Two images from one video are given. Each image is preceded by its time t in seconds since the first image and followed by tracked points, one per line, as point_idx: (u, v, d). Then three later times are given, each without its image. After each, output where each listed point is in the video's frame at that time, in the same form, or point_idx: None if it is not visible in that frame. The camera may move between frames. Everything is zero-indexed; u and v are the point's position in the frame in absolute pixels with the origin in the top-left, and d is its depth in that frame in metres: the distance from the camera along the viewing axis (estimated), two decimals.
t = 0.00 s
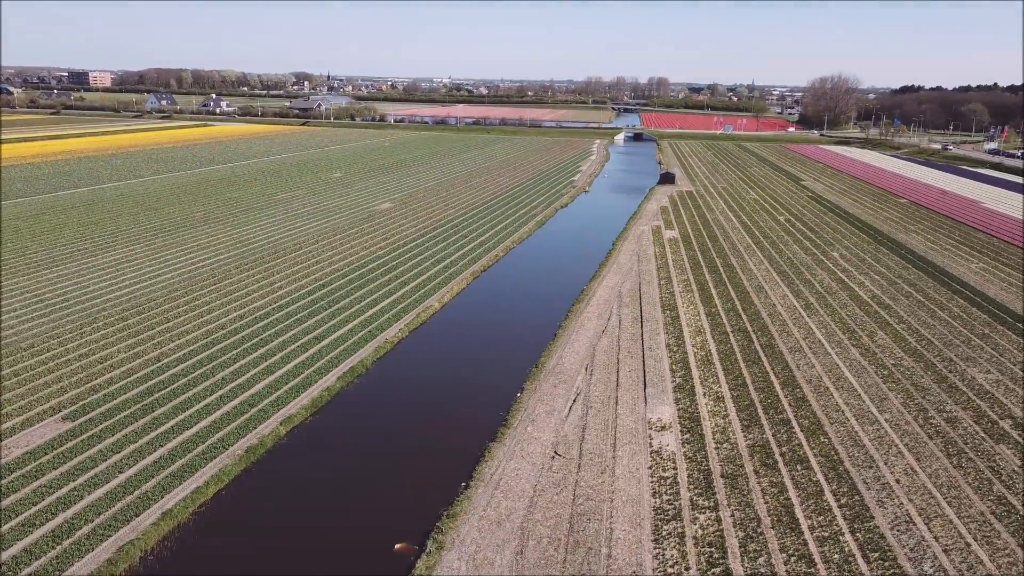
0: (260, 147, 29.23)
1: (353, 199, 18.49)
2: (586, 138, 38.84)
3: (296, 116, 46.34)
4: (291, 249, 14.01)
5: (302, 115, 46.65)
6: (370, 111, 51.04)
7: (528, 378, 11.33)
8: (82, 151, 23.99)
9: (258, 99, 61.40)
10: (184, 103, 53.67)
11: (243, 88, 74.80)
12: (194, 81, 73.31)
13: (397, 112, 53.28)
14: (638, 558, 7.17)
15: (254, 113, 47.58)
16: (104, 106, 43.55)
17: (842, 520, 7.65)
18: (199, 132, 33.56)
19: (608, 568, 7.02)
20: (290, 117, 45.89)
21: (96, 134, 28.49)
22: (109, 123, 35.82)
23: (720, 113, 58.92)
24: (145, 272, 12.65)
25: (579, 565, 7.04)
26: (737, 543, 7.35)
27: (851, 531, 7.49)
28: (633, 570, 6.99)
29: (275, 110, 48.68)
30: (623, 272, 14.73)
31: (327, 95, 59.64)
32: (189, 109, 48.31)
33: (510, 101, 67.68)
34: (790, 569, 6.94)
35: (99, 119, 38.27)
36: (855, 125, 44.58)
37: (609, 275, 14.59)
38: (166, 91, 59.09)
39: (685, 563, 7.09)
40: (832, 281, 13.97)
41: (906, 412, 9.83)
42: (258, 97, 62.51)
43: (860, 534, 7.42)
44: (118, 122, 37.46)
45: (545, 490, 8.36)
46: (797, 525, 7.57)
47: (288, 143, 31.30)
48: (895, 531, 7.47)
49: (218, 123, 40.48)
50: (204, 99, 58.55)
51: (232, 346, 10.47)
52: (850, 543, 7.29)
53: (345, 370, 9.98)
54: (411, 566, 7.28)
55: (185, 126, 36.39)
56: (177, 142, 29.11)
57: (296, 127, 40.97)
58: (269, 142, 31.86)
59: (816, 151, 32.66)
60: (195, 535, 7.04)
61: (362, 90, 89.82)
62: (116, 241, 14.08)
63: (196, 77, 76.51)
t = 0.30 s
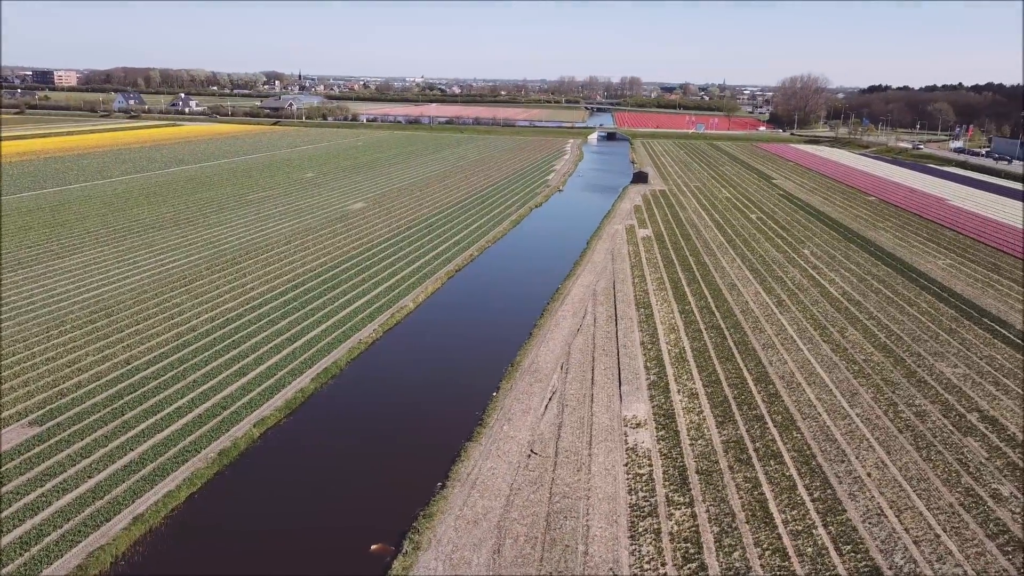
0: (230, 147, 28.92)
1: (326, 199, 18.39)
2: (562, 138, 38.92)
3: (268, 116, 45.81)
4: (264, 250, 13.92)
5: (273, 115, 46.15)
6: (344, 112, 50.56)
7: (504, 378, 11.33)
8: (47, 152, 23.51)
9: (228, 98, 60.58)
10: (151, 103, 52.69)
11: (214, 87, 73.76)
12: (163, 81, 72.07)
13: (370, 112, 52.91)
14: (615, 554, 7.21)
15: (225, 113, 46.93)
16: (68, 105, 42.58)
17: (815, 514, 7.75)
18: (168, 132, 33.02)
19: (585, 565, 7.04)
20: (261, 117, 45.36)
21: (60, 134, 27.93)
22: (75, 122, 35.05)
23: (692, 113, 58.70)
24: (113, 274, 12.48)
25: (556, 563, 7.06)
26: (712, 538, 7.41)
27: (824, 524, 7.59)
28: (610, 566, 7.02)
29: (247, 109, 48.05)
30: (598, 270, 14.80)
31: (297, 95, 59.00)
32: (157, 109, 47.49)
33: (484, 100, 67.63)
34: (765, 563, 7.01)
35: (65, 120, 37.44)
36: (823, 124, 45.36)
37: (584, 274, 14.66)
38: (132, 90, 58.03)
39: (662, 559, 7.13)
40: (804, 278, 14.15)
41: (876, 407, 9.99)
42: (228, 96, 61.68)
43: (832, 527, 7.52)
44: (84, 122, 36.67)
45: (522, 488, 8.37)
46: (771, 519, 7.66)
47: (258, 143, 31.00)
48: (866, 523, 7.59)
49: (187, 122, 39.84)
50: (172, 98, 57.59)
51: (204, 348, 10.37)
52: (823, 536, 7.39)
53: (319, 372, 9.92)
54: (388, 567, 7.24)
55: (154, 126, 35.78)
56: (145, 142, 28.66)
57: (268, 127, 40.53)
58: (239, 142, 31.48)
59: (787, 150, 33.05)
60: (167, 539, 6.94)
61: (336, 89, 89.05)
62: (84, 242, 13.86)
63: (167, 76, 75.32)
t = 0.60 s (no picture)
0: (199, 147, 28.54)
1: (298, 199, 18.27)
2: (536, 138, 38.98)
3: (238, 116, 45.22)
4: (233, 251, 13.79)
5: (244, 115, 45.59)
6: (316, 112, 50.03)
7: (479, 377, 11.34)
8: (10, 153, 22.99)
9: (196, 97, 59.68)
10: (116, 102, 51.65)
11: (183, 86, 72.60)
12: (130, 80, 70.73)
13: (342, 112, 52.48)
14: (591, 551, 7.24)
15: (195, 113, 46.16)
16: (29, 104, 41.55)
17: (787, 508, 7.85)
18: (134, 131, 32.43)
19: (561, 563, 7.06)
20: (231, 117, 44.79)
21: (22, 134, 27.33)
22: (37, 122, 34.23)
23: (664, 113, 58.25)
24: (80, 276, 12.28)
25: (532, 562, 7.07)
26: (687, 534, 7.47)
27: (796, 518, 7.69)
28: (586, 563, 7.05)
29: (216, 109, 47.36)
30: (572, 269, 14.87)
31: (268, 95, 58.41)
32: (123, 109, 46.60)
33: (457, 100, 67.53)
34: (738, 558, 7.08)
35: (27, 120, 36.54)
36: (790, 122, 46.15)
37: (558, 272, 14.71)
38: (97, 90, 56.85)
39: (637, 555, 7.18)
40: (775, 276, 14.32)
41: (847, 402, 10.14)
42: (197, 96, 60.75)
43: (804, 521, 7.62)
44: (47, 121, 35.83)
45: (497, 487, 8.38)
46: (744, 514, 7.74)
47: (228, 143, 30.64)
48: (838, 516, 7.70)
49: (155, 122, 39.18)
50: (138, 97, 56.52)
51: (174, 350, 10.25)
52: (795, 530, 7.48)
53: (291, 373, 9.84)
54: (363, 569, 7.20)
55: (121, 126, 35.12)
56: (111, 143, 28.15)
57: (239, 127, 40.03)
58: (208, 142, 31.05)
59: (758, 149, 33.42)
60: (137, 544, 6.84)
61: (309, 88, 88.20)
62: (50, 244, 13.62)
63: (135, 74, 74.01)
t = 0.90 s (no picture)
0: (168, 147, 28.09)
1: (271, 199, 18.12)
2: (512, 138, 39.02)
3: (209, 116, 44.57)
4: (205, 252, 13.64)
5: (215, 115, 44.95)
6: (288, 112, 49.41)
7: (455, 377, 11.32)
8: None
9: (164, 95, 58.63)
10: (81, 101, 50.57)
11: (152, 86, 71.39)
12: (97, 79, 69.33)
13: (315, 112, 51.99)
14: (568, 549, 7.26)
15: (164, 112, 45.42)
16: None
17: (762, 503, 7.93)
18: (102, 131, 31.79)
19: (539, 561, 7.07)
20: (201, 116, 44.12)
21: None
22: None
23: (636, 113, 57.53)
24: (47, 278, 12.08)
25: (510, 560, 7.07)
26: (663, 530, 7.52)
27: (771, 512, 7.77)
28: (564, 561, 7.06)
29: (186, 109, 46.65)
30: (547, 268, 14.91)
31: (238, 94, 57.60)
32: (89, 108, 45.69)
33: (431, 100, 67.37)
34: (714, 553, 7.14)
35: None
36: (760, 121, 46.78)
37: (534, 272, 14.73)
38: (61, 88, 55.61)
39: (614, 552, 7.21)
40: (748, 274, 14.47)
41: (819, 397, 10.27)
42: (165, 95, 59.75)
43: (779, 515, 7.71)
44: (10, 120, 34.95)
45: (474, 486, 8.38)
46: (720, 510, 7.81)
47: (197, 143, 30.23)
48: (811, 510, 7.79)
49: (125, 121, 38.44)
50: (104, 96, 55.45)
51: (144, 352, 10.12)
52: (769, 524, 7.56)
53: (264, 375, 9.74)
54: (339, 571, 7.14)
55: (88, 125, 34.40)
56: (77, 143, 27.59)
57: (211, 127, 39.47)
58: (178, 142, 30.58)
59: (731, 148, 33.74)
60: (109, 548, 6.72)
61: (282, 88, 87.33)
62: (15, 247, 13.36)
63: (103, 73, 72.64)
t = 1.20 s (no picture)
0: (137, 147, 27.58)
1: (241, 200, 17.96)
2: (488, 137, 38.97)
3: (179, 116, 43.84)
4: (177, 253, 13.50)
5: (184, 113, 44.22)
6: (262, 112, 48.83)
7: (432, 377, 11.30)
8: None
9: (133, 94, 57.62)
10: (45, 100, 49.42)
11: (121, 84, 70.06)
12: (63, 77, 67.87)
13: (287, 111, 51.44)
14: (547, 547, 7.28)
15: (132, 111, 44.60)
16: None
17: (738, 498, 8.01)
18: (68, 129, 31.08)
19: (518, 560, 7.08)
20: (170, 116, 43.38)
21: None
22: None
23: (610, 112, 56.52)
24: (12, 282, 11.83)
25: (489, 559, 7.07)
26: (642, 526, 7.57)
27: (747, 507, 7.85)
28: (543, 559, 7.08)
29: (156, 108, 45.89)
30: (524, 267, 14.94)
31: (208, 94, 56.84)
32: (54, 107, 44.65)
33: (404, 100, 67.09)
34: (692, 548, 7.20)
35: None
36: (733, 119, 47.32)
37: (510, 271, 14.75)
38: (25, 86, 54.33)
39: (593, 549, 7.24)
40: (723, 271, 14.59)
41: (793, 393, 10.40)
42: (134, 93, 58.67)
43: (755, 510, 7.79)
44: None
45: (452, 486, 8.37)
46: (697, 505, 7.88)
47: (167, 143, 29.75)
48: (787, 504, 7.88)
49: (93, 120, 37.64)
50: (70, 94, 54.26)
51: (114, 356, 9.97)
52: (746, 519, 7.64)
53: (238, 377, 9.64)
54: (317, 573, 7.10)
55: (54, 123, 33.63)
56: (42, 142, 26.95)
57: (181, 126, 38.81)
58: (146, 141, 30.02)
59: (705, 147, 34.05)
60: (82, 555, 6.60)
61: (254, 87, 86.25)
62: None
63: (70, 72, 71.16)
